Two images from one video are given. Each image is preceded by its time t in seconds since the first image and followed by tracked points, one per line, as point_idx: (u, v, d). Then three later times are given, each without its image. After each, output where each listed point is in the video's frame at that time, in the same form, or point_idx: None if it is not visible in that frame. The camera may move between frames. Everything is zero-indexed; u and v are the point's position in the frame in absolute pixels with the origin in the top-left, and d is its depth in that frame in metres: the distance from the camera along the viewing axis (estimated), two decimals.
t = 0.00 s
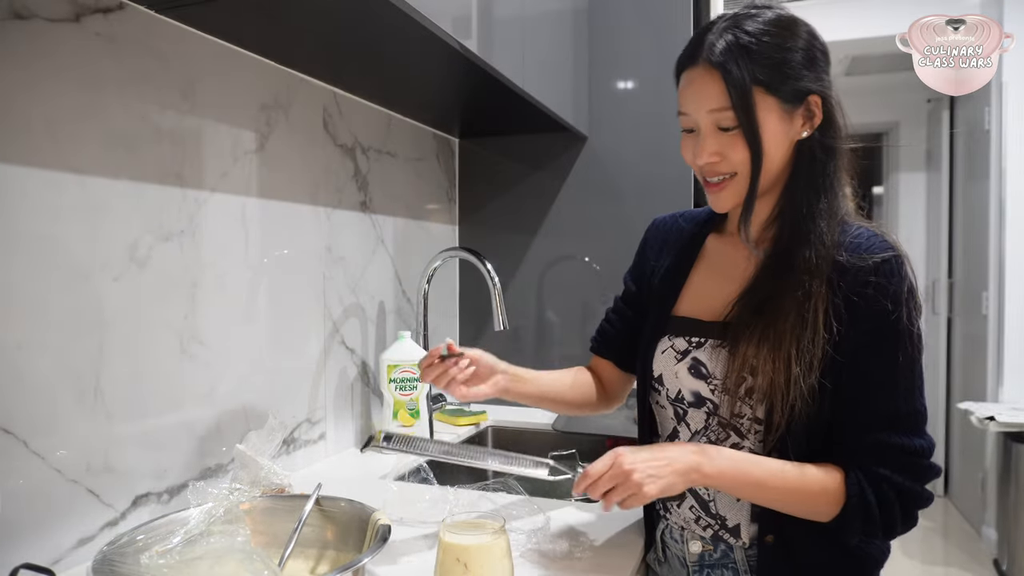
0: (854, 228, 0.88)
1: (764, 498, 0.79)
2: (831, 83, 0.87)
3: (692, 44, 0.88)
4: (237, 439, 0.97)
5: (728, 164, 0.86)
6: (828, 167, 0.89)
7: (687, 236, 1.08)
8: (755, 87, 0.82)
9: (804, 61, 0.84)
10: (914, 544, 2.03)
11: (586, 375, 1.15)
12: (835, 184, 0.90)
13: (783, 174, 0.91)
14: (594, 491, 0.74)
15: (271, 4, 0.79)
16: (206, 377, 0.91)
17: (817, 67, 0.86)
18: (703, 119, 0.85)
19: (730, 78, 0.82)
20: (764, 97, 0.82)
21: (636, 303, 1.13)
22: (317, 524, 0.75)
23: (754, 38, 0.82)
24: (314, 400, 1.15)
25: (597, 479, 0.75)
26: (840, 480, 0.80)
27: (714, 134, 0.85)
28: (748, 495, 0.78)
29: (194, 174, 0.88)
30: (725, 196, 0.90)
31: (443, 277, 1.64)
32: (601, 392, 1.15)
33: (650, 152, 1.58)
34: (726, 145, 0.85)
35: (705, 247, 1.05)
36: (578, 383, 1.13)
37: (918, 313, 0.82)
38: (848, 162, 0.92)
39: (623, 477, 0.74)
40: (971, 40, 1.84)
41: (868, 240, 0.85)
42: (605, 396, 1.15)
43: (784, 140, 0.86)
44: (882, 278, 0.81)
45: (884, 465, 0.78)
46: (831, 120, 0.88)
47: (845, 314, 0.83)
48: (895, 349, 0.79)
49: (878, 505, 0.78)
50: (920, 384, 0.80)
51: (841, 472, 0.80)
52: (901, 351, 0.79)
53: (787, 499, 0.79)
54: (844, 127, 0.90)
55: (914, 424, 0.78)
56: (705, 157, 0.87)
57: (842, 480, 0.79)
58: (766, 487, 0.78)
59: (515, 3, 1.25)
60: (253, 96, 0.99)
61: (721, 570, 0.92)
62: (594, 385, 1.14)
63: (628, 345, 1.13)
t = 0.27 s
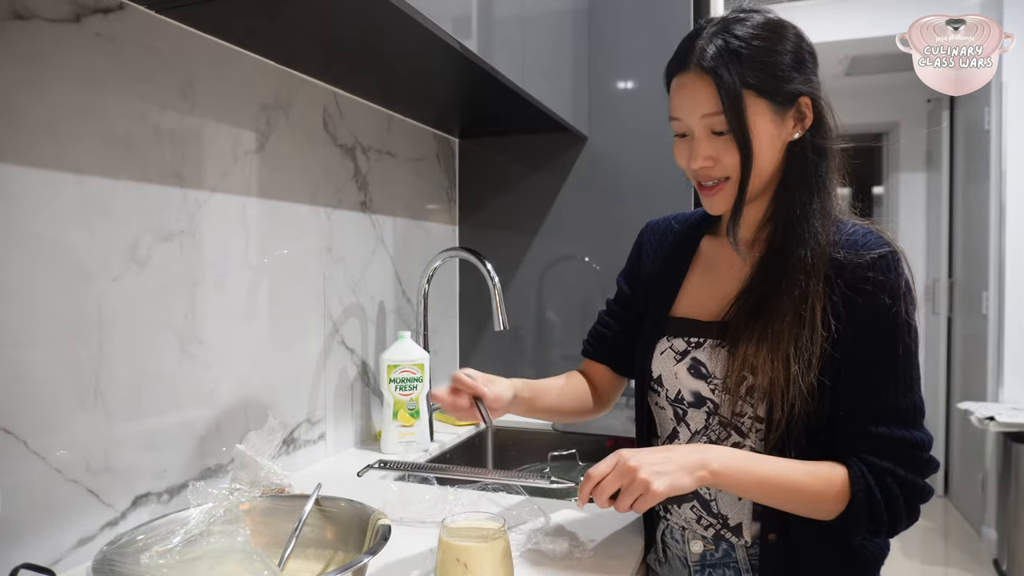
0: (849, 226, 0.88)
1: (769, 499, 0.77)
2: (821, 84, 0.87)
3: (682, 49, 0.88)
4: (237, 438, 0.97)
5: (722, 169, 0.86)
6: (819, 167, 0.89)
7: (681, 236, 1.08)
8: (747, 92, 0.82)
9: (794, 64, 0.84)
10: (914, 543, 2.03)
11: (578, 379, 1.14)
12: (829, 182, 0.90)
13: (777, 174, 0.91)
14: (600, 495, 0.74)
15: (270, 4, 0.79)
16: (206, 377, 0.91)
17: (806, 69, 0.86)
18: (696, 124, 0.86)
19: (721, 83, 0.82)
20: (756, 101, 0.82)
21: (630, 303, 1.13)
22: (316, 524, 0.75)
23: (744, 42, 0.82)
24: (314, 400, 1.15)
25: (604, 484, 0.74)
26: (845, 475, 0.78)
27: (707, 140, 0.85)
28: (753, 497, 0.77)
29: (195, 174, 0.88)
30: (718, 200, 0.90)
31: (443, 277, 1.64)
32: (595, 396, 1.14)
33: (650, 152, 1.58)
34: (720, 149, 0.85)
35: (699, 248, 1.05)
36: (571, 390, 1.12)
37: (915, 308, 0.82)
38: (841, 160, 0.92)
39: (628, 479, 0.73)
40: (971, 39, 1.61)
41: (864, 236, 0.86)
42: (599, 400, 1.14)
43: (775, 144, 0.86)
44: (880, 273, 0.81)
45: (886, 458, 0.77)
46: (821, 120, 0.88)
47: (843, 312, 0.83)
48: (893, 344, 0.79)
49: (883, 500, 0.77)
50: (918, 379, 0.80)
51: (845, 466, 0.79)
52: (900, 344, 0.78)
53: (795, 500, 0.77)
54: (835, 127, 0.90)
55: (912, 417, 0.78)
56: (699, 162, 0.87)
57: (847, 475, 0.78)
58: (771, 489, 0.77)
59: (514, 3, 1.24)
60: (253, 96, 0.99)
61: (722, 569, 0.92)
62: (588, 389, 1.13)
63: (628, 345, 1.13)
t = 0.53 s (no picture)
0: (848, 224, 0.88)
1: (757, 492, 0.76)
2: (820, 84, 0.87)
3: (681, 51, 0.88)
4: (237, 438, 0.97)
5: (722, 171, 0.87)
6: (819, 167, 0.89)
7: (683, 236, 1.08)
8: (746, 94, 0.82)
9: (792, 65, 0.84)
10: (913, 543, 2.02)
11: (575, 378, 1.14)
12: (829, 181, 0.90)
13: (778, 174, 0.91)
14: (590, 486, 0.72)
15: (270, 4, 0.79)
16: (206, 377, 0.91)
17: (804, 70, 0.85)
18: (696, 126, 0.86)
19: (720, 86, 0.82)
20: (756, 103, 0.82)
21: (632, 302, 1.12)
22: (317, 523, 0.76)
23: (743, 45, 0.82)
24: (314, 400, 1.16)
25: (591, 474, 0.72)
26: (835, 469, 0.77)
27: (708, 142, 0.86)
28: (742, 489, 0.76)
29: (194, 173, 0.88)
30: (719, 202, 0.90)
31: (443, 277, 1.64)
32: (594, 397, 1.13)
33: (650, 152, 1.58)
34: (721, 151, 0.85)
35: (700, 247, 1.05)
36: (571, 389, 1.11)
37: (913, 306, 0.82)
38: (840, 160, 0.93)
39: (617, 469, 0.71)
40: (971, 39, 1.59)
41: (864, 234, 0.86)
42: (599, 400, 1.14)
43: (774, 145, 0.86)
44: (879, 271, 0.81)
45: (876, 454, 0.77)
46: (821, 121, 0.88)
47: (843, 311, 0.83)
48: (892, 341, 0.79)
49: (872, 497, 0.77)
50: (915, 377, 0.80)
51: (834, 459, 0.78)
52: (898, 341, 0.79)
53: (784, 494, 0.76)
54: (834, 126, 0.90)
55: (905, 415, 0.78)
56: (699, 164, 0.87)
57: (836, 469, 0.77)
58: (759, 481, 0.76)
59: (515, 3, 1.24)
60: (252, 96, 0.99)
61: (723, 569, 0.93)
62: (587, 389, 1.13)
63: (629, 344, 1.13)
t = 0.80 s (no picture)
0: (847, 224, 0.88)
1: (745, 486, 0.77)
2: (819, 85, 0.87)
3: (682, 53, 0.88)
4: (237, 439, 0.97)
5: (722, 172, 0.87)
6: (819, 168, 0.89)
7: (684, 236, 1.08)
8: (746, 96, 0.82)
9: (792, 67, 0.84)
10: (913, 543, 2.02)
11: (576, 380, 1.14)
12: (828, 182, 0.90)
13: (777, 175, 0.91)
14: (577, 479, 0.73)
15: (270, 4, 0.79)
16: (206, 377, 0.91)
17: (804, 71, 0.85)
18: (696, 128, 0.86)
19: (720, 88, 0.82)
20: (755, 105, 0.82)
21: (634, 302, 1.12)
22: (317, 524, 0.76)
23: (743, 47, 0.82)
24: (314, 400, 1.16)
25: (579, 467, 0.73)
26: (820, 467, 0.78)
27: (708, 144, 0.86)
28: (730, 484, 0.77)
29: (194, 174, 0.88)
30: (719, 203, 0.90)
31: (443, 277, 1.64)
32: (596, 398, 1.13)
33: (650, 152, 1.58)
34: (721, 153, 0.85)
35: (700, 247, 1.05)
36: (573, 393, 1.11)
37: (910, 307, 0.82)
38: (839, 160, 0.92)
39: (605, 461, 0.72)
40: (971, 39, 1.60)
41: (862, 235, 0.86)
42: (602, 401, 1.14)
43: (773, 146, 0.86)
44: (876, 271, 0.81)
45: (862, 453, 0.77)
46: (820, 122, 0.88)
47: (840, 311, 0.83)
48: (889, 341, 0.79)
49: (857, 495, 0.77)
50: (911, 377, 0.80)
51: (820, 457, 0.79)
52: (892, 340, 0.79)
53: (770, 490, 0.77)
54: (833, 127, 0.90)
55: (895, 416, 0.78)
56: (699, 166, 0.87)
57: (822, 466, 0.78)
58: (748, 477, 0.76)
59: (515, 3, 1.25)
60: (252, 96, 0.99)
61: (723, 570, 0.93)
62: (588, 390, 1.13)
63: (630, 344, 1.13)
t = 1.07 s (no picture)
0: (847, 225, 0.88)
1: (742, 485, 0.77)
2: (820, 86, 0.87)
3: (682, 54, 0.88)
4: (237, 439, 0.97)
5: (722, 174, 0.87)
6: (819, 168, 0.89)
7: (685, 236, 1.08)
8: (746, 98, 0.82)
9: (793, 68, 0.84)
10: (913, 543, 2.01)
11: (576, 385, 1.13)
12: (828, 182, 0.90)
13: (777, 175, 0.91)
14: (575, 478, 0.73)
15: (270, 3, 0.79)
16: (206, 377, 0.91)
17: (805, 73, 0.85)
18: (697, 130, 0.86)
19: (721, 90, 0.82)
20: (756, 106, 0.82)
21: (635, 302, 1.12)
22: (316, 524, 0.75)
23: (743, 48, 0.82)
24: (314, 400, 1.15)
25: (577, 466, 0.73)
26: (816, 465, 0.78)
27: (709, 146, 0.86)
28: (727, 483, 0.77)
29: (194, 174, 0.88)
30: (720, 204, 0.90)
31: (443, 277, 1.64)
32: (597, 399, 1.13)
33: (650, 152, 1.58)
34: (721, 155, 0.85)
35: (701, 247, 1.05)
36: (574, 398, 1.11)
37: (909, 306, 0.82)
38: (840, 160, 0.92)
39: (602, 460, 0.72)
40: (971, 39, 1.56)
41: (862, 235, 0.85)
42: (603, 402, 1.14)
43: (774, 147, 0.86)
44: (876, 271, 0.81)
45: (858, 452, 0.77)
46: (821, 123, 0.88)
47: (840, 311, 0.83)
48: (888, 341, 0.79)
49: (852, 493, 0.77)
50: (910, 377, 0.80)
51: (817, 454, 0.79)
52: (892, 340, 0.79)
53: (768, 489, 0.77)
54: (834, 127, 0.90)
55: (892, 415, 0.78)
56: (700, 168, 0.87)
57: (818, 465, 0.78)
58: (746, 476, 0.76)
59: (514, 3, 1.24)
60: (252, 96, 0.99)
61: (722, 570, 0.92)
62: (588, 392, 1.13)
63: (631, 344, 1.13)
